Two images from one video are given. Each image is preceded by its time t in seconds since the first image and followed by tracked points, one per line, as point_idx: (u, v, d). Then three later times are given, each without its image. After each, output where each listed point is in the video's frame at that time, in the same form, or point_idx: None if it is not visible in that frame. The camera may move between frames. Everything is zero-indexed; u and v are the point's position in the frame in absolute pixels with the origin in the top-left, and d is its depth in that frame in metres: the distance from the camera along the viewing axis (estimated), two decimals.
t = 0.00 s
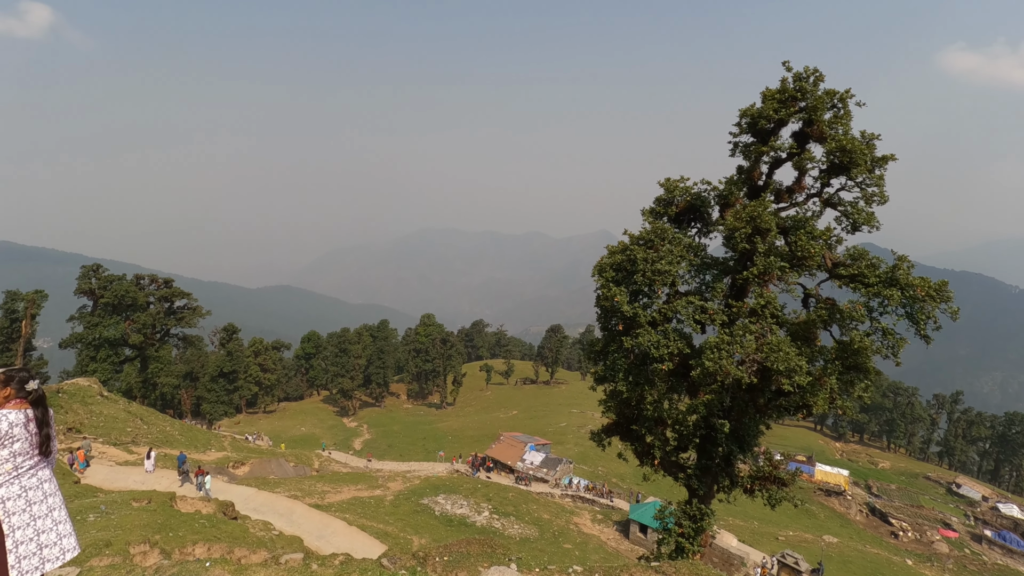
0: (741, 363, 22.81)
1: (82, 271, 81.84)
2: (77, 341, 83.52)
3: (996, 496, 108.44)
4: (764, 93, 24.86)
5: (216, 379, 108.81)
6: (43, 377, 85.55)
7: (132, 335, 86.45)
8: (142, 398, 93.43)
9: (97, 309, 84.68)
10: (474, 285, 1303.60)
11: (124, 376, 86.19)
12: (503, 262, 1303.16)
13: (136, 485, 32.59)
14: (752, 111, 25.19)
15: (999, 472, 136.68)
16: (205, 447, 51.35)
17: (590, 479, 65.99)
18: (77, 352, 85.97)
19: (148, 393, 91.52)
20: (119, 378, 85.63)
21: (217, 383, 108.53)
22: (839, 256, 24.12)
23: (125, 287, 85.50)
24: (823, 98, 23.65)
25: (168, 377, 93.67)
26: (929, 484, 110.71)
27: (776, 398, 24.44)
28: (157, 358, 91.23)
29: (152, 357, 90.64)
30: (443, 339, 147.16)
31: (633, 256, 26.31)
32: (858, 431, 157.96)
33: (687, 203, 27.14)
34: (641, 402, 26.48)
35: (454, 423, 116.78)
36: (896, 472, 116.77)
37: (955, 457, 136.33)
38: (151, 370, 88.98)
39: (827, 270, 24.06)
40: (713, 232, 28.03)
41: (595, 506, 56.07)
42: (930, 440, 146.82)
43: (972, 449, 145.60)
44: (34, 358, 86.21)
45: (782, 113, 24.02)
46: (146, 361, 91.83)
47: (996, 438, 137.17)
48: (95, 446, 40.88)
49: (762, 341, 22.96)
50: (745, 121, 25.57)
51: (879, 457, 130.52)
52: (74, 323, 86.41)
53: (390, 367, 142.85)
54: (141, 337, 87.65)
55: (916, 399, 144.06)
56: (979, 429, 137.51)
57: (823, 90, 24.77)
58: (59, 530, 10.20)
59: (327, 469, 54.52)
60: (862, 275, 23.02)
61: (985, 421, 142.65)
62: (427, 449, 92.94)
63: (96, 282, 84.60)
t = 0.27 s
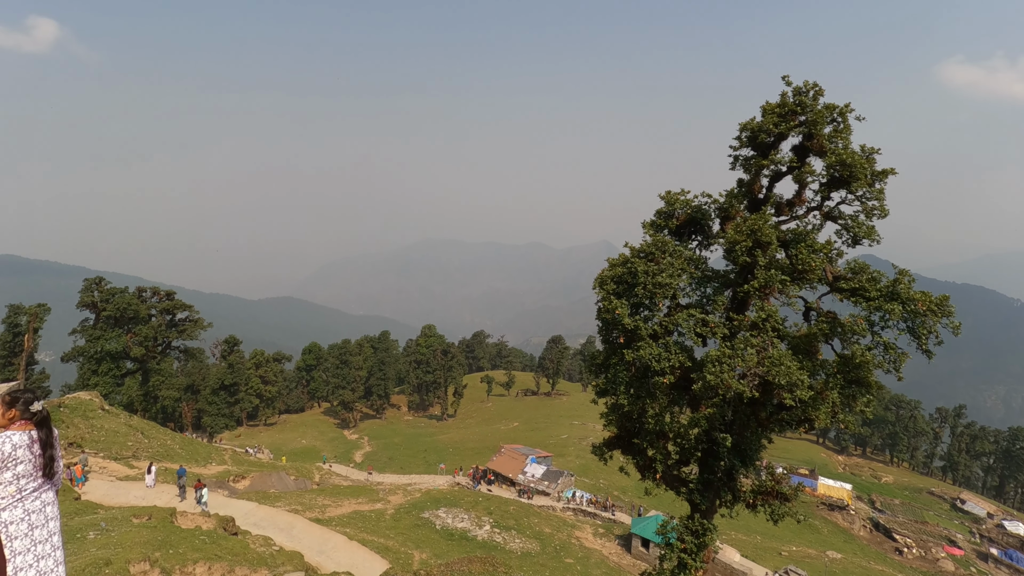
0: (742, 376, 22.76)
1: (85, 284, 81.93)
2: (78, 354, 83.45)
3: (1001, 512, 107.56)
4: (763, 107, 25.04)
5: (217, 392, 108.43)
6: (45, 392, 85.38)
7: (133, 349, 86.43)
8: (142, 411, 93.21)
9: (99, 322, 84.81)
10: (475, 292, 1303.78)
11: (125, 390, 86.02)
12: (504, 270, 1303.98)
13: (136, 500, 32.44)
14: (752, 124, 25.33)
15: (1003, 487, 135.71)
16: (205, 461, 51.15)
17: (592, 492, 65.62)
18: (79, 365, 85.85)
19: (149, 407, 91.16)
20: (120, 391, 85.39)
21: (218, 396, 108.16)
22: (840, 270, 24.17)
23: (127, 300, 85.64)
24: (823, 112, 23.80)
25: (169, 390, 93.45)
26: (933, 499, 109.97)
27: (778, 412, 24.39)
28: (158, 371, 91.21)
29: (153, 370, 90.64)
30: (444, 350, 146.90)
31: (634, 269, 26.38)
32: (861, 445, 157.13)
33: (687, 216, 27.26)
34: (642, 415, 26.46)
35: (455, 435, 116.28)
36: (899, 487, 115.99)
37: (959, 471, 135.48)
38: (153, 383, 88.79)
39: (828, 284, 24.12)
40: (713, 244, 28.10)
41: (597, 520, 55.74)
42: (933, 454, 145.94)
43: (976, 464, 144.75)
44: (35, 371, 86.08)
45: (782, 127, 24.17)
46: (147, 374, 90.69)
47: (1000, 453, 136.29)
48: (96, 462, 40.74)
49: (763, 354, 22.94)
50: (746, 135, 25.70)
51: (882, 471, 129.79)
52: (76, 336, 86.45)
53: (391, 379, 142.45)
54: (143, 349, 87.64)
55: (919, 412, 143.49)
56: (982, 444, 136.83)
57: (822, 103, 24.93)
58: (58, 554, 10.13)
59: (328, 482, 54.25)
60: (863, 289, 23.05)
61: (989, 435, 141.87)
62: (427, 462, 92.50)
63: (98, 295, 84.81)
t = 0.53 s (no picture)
0: (744, 385, 22.75)
1: (89, 290, 81.99)
2: (83, 360, 83.35)
3: (1008, 521, 106.64)
4: (764, 116, 25.22)
5: (220, 398, 108.11)
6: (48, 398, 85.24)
7: (137, 355, 86.37)
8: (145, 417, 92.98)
9: (103, 328, 84.83)
10: (475, 299, 1303.59)
11: (129, 396, 85.86)
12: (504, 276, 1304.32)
13: (139, 507, 32.30)
14: (753, 132, 25.48)
15: (1011, 496, 134.57)
16: (208, 467, 50.96)
17: (595, 500, 65.27)
18: (83, 371, 85.75)
19: (152, 414, 90.91)
20: (124, 398, 85.17)
21: (221, 402, 107.88)
22: (842, 277, 24.22)
23: (131, 306, 85.67)
24: (824, 120, 23.95)
25: (172, 397, 93.25)
26: (939, 508, 109.18)
27: (781, 421, 24.34)
28: (162, 377, 91.12)
29: (156, 377, 90.53)
30: (446, 357, 146.64)
31: (636, 276, 26.42)
32: (865, 452, 156.38)
33: (689, 224, 27.34)
34: (644, 423, 26.41)
35: (457, 442, 115.83)
36: (905, 495, 115.28)
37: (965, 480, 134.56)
38: (156, 390, 88.60)
39: (831, 291, 24.16)
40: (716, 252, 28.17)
41: (600, 528, 55.44)
42: (939, 462, 145.04)
43: (982, 472, 143.78)
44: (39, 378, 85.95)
45: (784, 135, 24.31)
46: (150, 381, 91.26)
47: (1007, 461, 135.52)
48: (99, 468, 40.62)
49: (766, 362, 22.93)
50: (747, 143, 25.84)
51: (887, 479, 129.05)
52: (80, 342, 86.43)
53: (393, 386, 142.09)
54: (146, 356, 87.56)
55: (924, 419, 142.82)
56: (988, 452, 135.99)
57: (824, 111, 25.10)
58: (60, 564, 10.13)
59: (330, 489, 54.00)
60: (866, 297, 23.08)
61: (995, 443, 141.18)
62: (430, 469, 92.09)
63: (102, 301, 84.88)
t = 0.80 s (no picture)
0: (746, 391, 22.79)
1: (90, 294, 81.81)
2: (84, 365, 83.04)
3: (1012, 527, 106.22)
4: (765, 121, 25.42)
5: (221, 404, 107.68)
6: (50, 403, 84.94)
7: (138, 360, 86.14)
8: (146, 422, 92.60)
9: (104, 332, 84.58)
10: (474, 304, 1302.96)
11: (130, 401, 85.55)
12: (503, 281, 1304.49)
13: (140, 512, 32.13)
14: (753, 139, 25.69)
15: (1013, 501, 134.34)
16: (209, 473, 50.69)
17: (596, 506, 65.03)
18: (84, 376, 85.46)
19: (153, 419, 90.44)
20: (125, 403, 84.79)
21: (221, 408, 107.46)
22: (843, 283, 24.34)
23: (132, 311, 85.46)
24: (825, 126, 24.14)
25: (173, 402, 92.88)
26: (942, 513, 108.82)
27: (782, 426, 24.38)
28: (163, 382, 90.82)
29: (157, 382, 90.27)
30: (446, 362, 146.29)
31: (636, 282, 26.49)
32: (867, 457, 156.08)
33: (690, 229, 27.47)
34: (645, 429, 26.42)
35: (458, 447, 115.47)
36: (907, 500, 114.99)
37: (969, 484, 134.16)
38: (157, 395, 88.28)
39: (831, 296, 24.26)
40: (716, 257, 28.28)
41: (601, 534, 55.23)
42: (942, 467, 144.77)
43: (985, 477, 143.42)
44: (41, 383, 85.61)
45: (783, 141, 24.52)
46: (151, 386, 90.24)
47: (1009, 465, 135.30)
48: (100, 473, 40.40)
49: (767, 368, 22.99)
50: (747, 148, 26.04)
51: (889, 484, 128.77)
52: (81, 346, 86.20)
53: (394, 391, 141.63)
54: (148, 361, 87.35)
55: (926, 424, 142.74)
56: (991, 457, 135.77)
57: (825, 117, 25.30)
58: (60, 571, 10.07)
59: (331, 495, 53.74)
60: (867, 302, 23.18)
61: (997, 448, 140.94)
62: (430, 475, 91.70)
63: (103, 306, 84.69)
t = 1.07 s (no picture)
0: (743, 393, 22.85)
1: (87, 297, 81.40)
2: (80, 368, 82.54)
3: (1009, 527, 106.43)
4: (762, 125, 25.61)
5: (217, 407, 107.13)
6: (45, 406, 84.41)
7: (135, 363, 85.77)
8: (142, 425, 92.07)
9: (100, 335, 84.10)
10: (471, 308, 1301.90)
11: (126, 404, 85.06)
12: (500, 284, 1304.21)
13: (136, 516, 31.90)
14: (750, 142, 25.87)
15: (1009, 501, 134.74)
16: (205, 476, 50.38)
17: (594, 508, 64.89)
18: (80, 379, 84.96)
19: (149, 422, 89.93)
20: (121, 406, 84.31)
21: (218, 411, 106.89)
22: (840, 285, 24.48)
23: (128, 313, 85.04)
24: (821, 129, 24.34)
25: (170, 405, 92.34)
26: (939, 513, 108.98)
27: (780, 429, 24.44)
28: (159, 385, 90.33)
29: (154, 385, 89.74)
30: (444, 365, 145.92)
31: (634, 285, 26.58)
32: (864, 459, 156.30)
33: (687, 232, 27.60)
34: (643, 432, 26.45)
35: (455, 450, 115.07)
36: (904, 501, 115.10)
37: (965, 485, 134.50)
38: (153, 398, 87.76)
39: (828, 299, 24.39)
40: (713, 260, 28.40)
41: (599, 536, 55.15)
42: (939, 467, 145.07)
43: (982, 477, 143.76)
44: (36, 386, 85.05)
45: (780, 143, 24.70)
46: (147, 389, 90.73)
47: (1006, 466, 135.66)
48: (96, 477, 40.10)
49: (764, 370, 23.07)
50: (745, 151, 26.22)
51: (886, 485, 128.94)
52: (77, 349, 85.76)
53: (391, 394, 141.18)
54: (144, 364, 86.96)
55: (922, 425, 142.88)
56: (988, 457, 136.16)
57: (821, 120, 25.52)
58: None
59: (328, 499, 53.48)
60: (864, 304, 23.33)
61: (993, 448, 141.30)
62: (428, 478, 91.36)
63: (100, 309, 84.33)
